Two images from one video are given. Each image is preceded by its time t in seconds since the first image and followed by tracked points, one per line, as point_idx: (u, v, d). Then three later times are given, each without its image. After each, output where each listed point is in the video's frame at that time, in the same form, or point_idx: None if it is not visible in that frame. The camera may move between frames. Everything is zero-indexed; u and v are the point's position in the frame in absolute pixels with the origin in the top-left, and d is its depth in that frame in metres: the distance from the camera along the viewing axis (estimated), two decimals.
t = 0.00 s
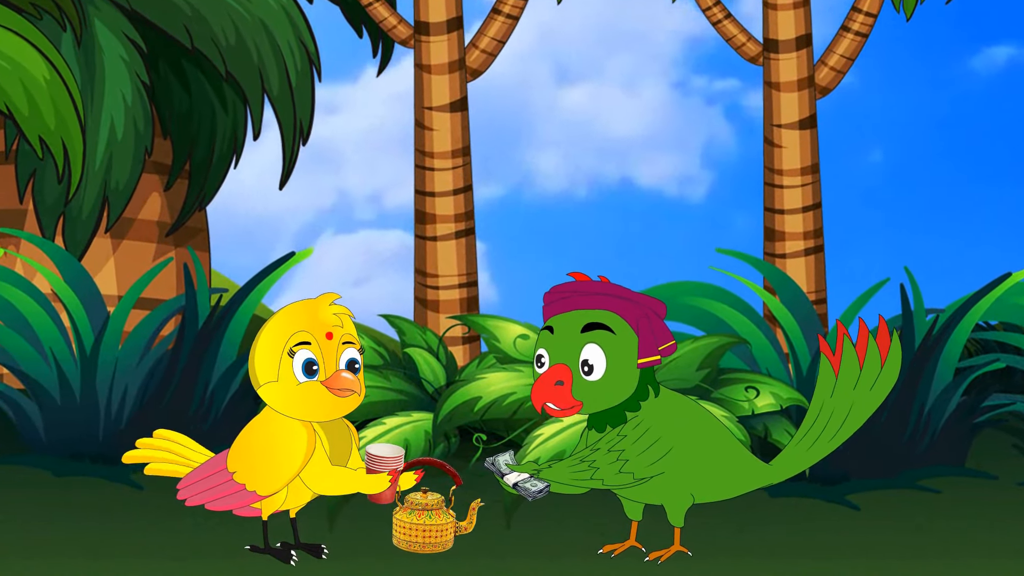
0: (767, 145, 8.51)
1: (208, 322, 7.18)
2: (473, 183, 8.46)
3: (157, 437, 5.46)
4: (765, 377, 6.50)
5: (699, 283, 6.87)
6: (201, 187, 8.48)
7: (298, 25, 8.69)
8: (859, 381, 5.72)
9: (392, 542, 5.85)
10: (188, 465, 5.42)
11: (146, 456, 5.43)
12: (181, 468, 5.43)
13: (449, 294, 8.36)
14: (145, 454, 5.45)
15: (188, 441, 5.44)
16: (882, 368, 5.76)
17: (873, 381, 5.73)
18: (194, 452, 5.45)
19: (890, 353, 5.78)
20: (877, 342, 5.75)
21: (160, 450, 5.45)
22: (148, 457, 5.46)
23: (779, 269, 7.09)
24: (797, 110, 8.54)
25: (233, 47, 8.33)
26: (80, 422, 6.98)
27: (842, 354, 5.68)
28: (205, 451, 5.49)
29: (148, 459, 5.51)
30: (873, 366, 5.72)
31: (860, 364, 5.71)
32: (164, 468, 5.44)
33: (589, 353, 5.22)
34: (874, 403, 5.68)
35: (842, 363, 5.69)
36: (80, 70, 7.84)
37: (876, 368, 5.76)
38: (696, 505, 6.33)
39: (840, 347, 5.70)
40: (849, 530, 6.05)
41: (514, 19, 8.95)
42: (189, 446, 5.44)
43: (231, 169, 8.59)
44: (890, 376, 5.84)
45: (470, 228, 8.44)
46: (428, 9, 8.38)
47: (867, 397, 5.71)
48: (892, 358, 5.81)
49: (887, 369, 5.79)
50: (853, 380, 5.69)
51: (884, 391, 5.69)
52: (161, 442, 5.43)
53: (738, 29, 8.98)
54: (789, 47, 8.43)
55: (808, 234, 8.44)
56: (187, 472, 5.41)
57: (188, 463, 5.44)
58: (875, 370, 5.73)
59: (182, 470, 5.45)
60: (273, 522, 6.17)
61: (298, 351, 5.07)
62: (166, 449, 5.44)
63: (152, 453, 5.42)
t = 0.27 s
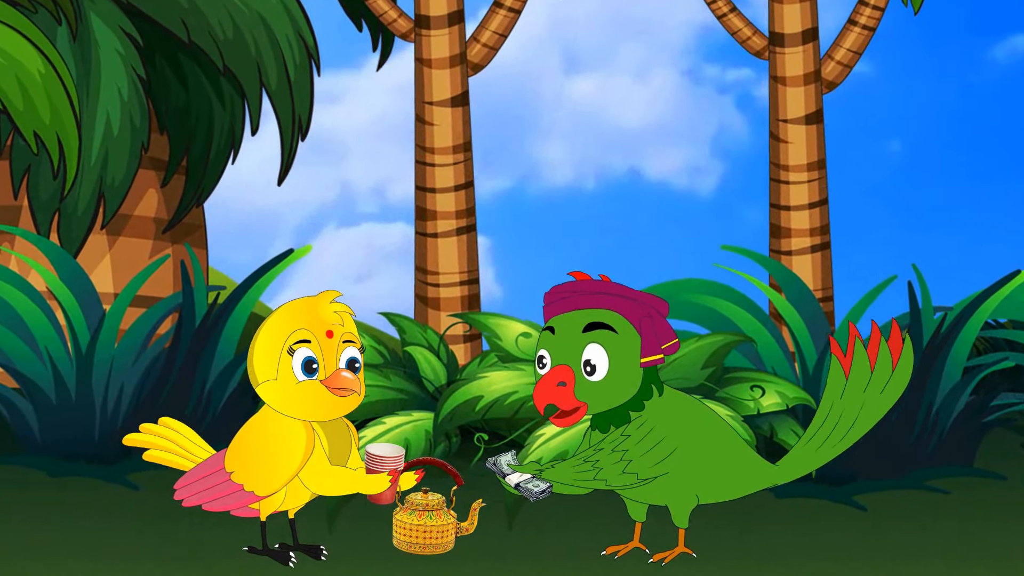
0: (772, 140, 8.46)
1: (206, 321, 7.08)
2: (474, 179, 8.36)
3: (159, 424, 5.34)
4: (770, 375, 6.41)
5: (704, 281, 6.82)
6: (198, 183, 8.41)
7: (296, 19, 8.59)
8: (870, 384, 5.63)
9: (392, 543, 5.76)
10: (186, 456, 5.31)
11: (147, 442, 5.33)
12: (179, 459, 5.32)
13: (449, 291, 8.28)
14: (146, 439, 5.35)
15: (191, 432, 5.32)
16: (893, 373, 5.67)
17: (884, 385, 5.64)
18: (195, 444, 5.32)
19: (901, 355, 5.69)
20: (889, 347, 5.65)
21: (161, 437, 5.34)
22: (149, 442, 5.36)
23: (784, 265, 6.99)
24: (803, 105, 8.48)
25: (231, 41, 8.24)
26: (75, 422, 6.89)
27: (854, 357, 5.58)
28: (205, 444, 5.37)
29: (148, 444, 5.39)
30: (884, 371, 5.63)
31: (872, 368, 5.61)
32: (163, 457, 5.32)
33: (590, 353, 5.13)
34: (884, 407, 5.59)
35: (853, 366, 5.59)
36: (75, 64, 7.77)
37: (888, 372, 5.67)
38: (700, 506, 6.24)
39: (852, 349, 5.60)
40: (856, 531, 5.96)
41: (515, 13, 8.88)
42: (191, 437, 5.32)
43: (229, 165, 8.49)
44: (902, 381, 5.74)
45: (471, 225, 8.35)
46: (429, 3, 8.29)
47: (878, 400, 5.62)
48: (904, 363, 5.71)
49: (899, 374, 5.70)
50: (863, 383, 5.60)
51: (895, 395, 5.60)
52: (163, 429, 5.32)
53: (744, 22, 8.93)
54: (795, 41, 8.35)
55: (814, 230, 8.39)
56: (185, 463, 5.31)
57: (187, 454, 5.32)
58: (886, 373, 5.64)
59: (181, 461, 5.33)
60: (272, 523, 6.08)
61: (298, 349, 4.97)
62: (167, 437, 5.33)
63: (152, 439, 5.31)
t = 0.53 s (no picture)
0: (778, 135, 8.42)
1: (203, 318, 6.98)
2: (475, 175, 8.27)
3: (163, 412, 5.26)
4: (776, 374, 6.32)
5: (707, 278, 6.71)
6: (195, 178, 8.32)
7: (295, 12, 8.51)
8: (889, 401, 5.61)
9: (393, 544, 5.67)
10: (187, 448, 5.22)
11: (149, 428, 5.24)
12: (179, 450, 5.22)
13: (450, 289, 8.20)
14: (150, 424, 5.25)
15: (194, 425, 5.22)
16: (913, 394, 5.65)
17: (903, 403, 5.63)
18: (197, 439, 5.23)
19: (924, 378, 5.67)
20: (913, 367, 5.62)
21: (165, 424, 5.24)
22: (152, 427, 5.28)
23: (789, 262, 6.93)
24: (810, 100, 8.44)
25: (228, 35, 8.19)
26: (70, 421, 6.82)
27: (876, 373, 5.53)
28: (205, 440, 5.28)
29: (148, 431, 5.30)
30: (905, 391, 5.61)
31: (892, 386, 5.58)
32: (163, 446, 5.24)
33: (590, 358, 5.04)
34: (900, 425, 5.58)
35: (873, 382, 5.56)
36: (71, 58, 7.70)
37: (908, 392, 5.65)
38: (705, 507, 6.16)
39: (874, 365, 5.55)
40: (863, 532, 5.87)
41: (517, 6, 8.81)
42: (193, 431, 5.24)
43: (226, 161, 8.41)
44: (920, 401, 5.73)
45: (472, 222, 8.25)
46: None
47: (895, 419, 5.60)
48: (925, 385, 5.70)
49: (919, 395, 5.68)
50: (882, 400, 5.57)
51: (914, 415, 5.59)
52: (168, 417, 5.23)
53: (749, 16, 8.90)
54: (801, 35, 8.29)
55: (820, 227, 8.38)
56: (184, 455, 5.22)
57: (188, 448, 5.22)
58: (907, 393, 5.62)
59: (180, 453, 5.24)
60: (270, 524, 6.00)
61: (298, 347, 4.89)
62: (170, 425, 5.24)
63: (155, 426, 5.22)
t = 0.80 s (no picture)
0: (784, 131, 8.38)
1: (201, 316, 6.91)
2: (476, 171, 8.18)
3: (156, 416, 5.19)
4: (782, 373, 6.24)
5: (712, 275, 6.63)
6: (193, 174, 8.22)
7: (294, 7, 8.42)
8: (899, 405, 5.54)
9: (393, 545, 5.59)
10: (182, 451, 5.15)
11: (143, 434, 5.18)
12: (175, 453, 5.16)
13: (451, 286, 8.12)
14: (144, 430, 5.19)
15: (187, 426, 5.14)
16: (924, 400, 5.58)
17: (913, 408, 5.57)
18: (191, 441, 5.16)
19: (935, 383, 5.61)
20: (924, 371, 5.55)
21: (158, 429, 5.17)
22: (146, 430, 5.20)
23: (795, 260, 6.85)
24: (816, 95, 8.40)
25: (227, 29, 8.08)
26: (66, 421, 6.73)
27: (887, 376, 5.47)
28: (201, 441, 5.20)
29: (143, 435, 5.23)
30: (916, 395, 5.54)
31: (903, 390, 5.52)
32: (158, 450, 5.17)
33: (592, 358, 4.95)
34: (910, 429, 5.52)
35: (884, 384, 5.50)
36: (66, 52, 7.65)
37: (918, 398, 5.58)
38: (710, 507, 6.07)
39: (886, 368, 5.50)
40: (871, 533, 5.79)
41: None
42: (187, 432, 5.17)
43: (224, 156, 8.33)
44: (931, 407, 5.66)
45: (474, 218, 8.16)
46: None
47: (905, 423, 5.54)
48: (936, 390, 5.63)
49: (930, 400, 5.62)
50: (893, 403, 5.51)
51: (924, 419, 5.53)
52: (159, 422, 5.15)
53: (754, 10, 8.87)
54: (807, 29, 8.25)
55: (827, 224, 8.34)
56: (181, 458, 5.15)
57: (182, 450, 5.16)
58: (917, 399, 5.56)
59: (175, 456, 5.17)
60: (269, 525, 5.91)
61: (298, 345, 4.80)
62: (163, 429, 5.16)
63: (149, 431, 5.15)
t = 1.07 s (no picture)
0: (790, 126, 8.32)
1: (198, 314, 6.82)
2: (478, 167, 8.10)
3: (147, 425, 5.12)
4: (788, 372, 6.17)
5: (717, 273, 6.57)
6: (190, 170, 8.13)
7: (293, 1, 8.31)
8: (907, 405, 5.47)
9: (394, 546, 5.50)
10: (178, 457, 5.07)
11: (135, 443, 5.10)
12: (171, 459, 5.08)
13: (452, 283, 8.04)
14: (135, 440, 5.12)
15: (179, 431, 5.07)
16: (931, 400, 5.51)
17: (920, 408, 5.49)
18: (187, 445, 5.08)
19: (942, 383, 5.54)
20: (932, 371, 5.48)
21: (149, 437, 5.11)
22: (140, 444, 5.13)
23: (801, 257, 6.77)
24: (823, 90, 8.35)
25: (225, 23, 7.99)
26: (61, 421, 6.65)
27: (895, 375, 5.40)
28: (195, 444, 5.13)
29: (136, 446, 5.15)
30: (923, 396, 5.47)
31: (911, 390, 5.45)
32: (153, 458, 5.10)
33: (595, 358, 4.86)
34: (916, 430, 5.45)
35: (892, 384, 5.42)
36: (62, 46, 7.59)
37: (925, 398, 5.51)
38: (715, 508, 5.99)
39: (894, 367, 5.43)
40: (878, 534, 5.70)
41: None
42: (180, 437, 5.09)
43: (222, 152, 8.22)
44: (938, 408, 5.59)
45: (475, 214, 8.08)
46: None
47: (912, 423, 5.47)
48: (943, 391, 5.56)
49: (937, 400, 5.54)
50: (900, 402, 5.43)
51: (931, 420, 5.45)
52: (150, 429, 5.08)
53: (760, 4, 8.83)
54: (814, 23, 8.20)
55: (834, 220, 8.28)
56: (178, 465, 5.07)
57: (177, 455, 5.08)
58: (924, 399, 5.49)
59: (170, 461, 5.10)
60: (267, 526, 5.83)
61: (302, 343, 4.72)
62: (155, 437, 5.09)
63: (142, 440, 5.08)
